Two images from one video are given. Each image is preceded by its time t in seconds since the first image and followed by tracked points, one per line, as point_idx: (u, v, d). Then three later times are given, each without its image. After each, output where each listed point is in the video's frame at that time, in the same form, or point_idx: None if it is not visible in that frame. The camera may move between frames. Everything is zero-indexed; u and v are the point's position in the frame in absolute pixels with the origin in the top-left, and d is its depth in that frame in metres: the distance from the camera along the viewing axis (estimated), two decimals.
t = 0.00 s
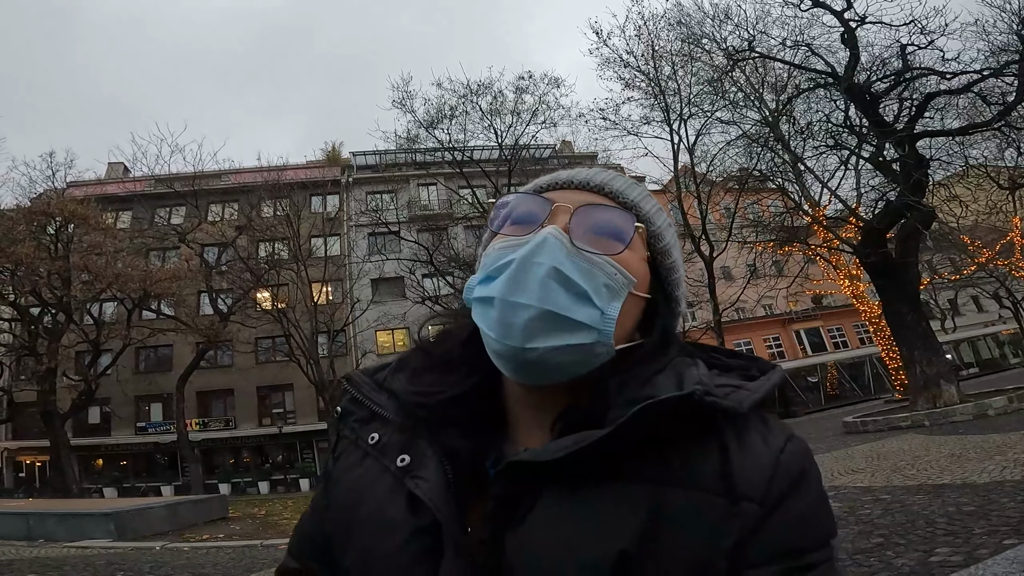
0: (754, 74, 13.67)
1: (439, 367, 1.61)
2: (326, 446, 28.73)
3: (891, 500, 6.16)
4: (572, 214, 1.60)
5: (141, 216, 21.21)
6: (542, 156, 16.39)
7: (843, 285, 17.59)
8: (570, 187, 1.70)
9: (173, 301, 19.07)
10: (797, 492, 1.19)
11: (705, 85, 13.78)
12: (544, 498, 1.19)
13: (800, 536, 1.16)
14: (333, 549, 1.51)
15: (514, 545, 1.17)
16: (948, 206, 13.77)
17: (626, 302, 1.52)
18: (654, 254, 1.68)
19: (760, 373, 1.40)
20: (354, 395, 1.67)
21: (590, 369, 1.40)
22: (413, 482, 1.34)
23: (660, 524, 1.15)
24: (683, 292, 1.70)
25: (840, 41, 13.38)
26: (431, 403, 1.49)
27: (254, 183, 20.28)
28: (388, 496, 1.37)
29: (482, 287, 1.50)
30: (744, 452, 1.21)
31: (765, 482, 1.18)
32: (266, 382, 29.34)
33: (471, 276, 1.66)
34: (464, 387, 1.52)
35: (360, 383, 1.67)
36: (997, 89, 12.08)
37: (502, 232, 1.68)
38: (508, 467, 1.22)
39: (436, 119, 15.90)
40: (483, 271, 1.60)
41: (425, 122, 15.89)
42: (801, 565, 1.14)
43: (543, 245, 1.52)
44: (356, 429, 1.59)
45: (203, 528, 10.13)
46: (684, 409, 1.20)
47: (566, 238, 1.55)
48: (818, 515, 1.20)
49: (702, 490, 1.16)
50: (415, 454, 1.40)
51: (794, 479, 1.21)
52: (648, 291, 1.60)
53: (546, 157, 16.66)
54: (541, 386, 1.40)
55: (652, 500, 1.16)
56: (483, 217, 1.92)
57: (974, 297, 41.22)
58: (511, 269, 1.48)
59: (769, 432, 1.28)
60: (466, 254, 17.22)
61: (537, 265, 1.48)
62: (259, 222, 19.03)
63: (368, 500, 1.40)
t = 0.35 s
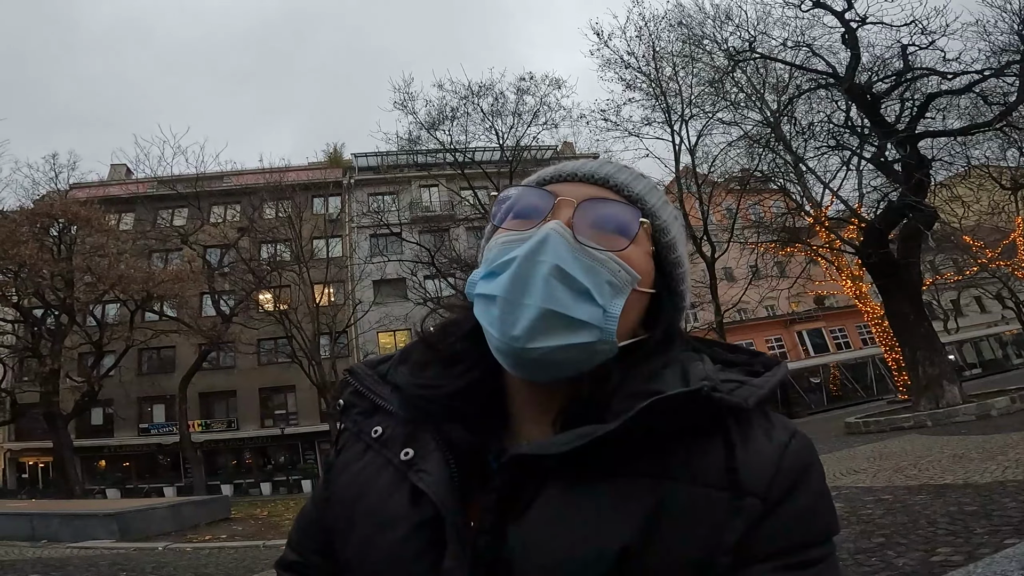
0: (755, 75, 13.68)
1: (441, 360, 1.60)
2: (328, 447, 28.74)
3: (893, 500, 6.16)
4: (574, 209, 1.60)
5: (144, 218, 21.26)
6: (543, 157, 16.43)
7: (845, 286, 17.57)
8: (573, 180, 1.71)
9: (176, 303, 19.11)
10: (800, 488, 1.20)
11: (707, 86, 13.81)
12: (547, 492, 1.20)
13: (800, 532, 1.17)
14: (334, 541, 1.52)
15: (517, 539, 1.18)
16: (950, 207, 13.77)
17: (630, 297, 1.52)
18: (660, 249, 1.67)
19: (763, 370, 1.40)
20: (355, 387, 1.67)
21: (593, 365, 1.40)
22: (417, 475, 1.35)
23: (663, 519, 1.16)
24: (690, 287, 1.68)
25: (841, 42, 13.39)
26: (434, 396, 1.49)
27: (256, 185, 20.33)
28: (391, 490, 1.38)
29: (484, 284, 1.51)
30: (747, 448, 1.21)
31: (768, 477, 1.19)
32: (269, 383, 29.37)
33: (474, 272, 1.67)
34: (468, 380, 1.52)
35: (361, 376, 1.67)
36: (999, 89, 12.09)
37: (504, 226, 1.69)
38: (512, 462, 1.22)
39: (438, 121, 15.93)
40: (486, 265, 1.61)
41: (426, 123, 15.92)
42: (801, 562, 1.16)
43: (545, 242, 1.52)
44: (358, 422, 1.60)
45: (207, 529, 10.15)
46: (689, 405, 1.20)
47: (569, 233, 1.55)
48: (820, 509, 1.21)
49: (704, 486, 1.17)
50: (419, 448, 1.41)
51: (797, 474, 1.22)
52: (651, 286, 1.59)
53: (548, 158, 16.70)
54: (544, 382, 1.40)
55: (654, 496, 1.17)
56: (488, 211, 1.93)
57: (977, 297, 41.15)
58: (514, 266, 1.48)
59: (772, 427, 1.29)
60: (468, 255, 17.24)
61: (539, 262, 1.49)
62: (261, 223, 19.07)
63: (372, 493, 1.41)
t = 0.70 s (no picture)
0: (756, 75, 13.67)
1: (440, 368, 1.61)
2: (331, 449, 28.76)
3: (898, 502, 6.15)
4: (578, 219, 1.60)
5: (146, 220, 21.32)
6: (544, 159, 16.47)
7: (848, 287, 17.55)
8: (577, 189, 1.70)
9: (179, 305, 19.15)
10: (799, 491, 1.20)
11: (708, 88, 13.83)
12: (547, 500, 1.20)
13: (800, 534, 1.17)
14: (336, 550, 1.52)
15: (517, 545, 1.17)
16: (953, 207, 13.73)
17: (631, 310, 1.51)
18: (661, 261, 1.67)
19: (760, 374, 1.41)
20: (355, 398, 1.67)
21: (593, 375, 1.40)
22: (417, 483, 1.35)
23: (663, 524, 1.16)
24: (689, 302, 1.68)
25: (843, 42, 13.37)
26: (433, 405, 1.49)
27: (258, 188, 20.38)
28: (392, 497, 1.38)
29: (486, 295, 1.50)
30: (745, 451, 1.22)
31: (766, 480, 1.19)
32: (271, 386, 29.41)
33: (476, 280, 1.66)
34: (467, 390, 1.52)
35: (361, 387, 1.67)
36: (1001, 89, 12.06)
37: (506, 235, 1.68)
38: (510, 470, 1.22)
39: (438, 123, 15.96)
40: (487, 274, 1.61)
41: (428, 125, 15.96)
42: (802, 564, 1.16)
43: (548, 254, 1.51)
44: (358, 431, 1.60)
45: (211, 531, 10.17)
46: (686, 411, 1.21)
47: (571, 244, 1.54)
48: (820, 512, 1.21)
49: (702, 490, 1.17)
50: (418, 456, 1.41)
51: (796, 476, 1.22)
52: (652, 299, 1.58)
53: (549, 159, 16.74)
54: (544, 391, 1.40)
55: (653, 502, 1.17)
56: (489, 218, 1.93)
57: (980, 298, 41.07)
58: (516, 278, 1.47)
59: (770, 431, 1.29)
60: (470, 256, 17.27)
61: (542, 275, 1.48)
62: (263, 226, 19.10)
63: (372, 501, 1.41)
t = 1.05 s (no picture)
0: (758, 76, 13.64)
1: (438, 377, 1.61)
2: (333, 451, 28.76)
3: (904, 503, 6.14)
4: (574, 225, 1.59)
5: (149, 223, 21.36)
6: (546, 160, 16.49)
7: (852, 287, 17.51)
8: (571, 194, 1.69)
9: (182, 308, 19.18)
10: (800, 495, 1.21)
11: (709, 89, 13.84)
12: (547, 508, 1.19)
13: (801, 537, 1.17)
14: (335, 561, 1.51)
15: (517, 554, 1.17)
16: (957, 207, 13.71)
17: (629, 315, 1.51)
18: (656, 267, 1.67)
19: (757, 379, 1.41)
20: (351, 408, 1.67)
21: (591, 381, 1.40)
22: (416, 492, 1.34)
23: (664, 533, 1.15)
24: (683, 308, 1.68)
25: (844, 42, 13.35)
26: (431, 414, 1.49)
27: (261, 190, 20.42)
28: (392, 506, 1.38)
29: (483, 302, 1.49)
30: (744, 456, 1.22)
31: (767, 485, 1.19)
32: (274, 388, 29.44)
33: (471, 286, 1.65)
34: (464, 398, 1.52)
35: (356, 397, 1.67)
36: (1003, 89, 12.03)
37: (502, 241, 1.67)
38: (509, 478, 1.22)
39: (440, 125, 15.97)
40: (483, 280, 1.60)
41: (429, 127, 15.97)
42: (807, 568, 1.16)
43: (545, 259, 1.51)
44: (355, 441, 1.59)
45: (215, 534, 10.17)
46: (685, 417, 1.21)
47: (567, 250, 1.54)
48: (820, 516, 1.21)
49: (702, 496, 1.17)
50: (416, 465, 1.40)
51: (795, 480, 1.22)
52: (648, 304, 1.58)
53: (551, 161, 16.74)
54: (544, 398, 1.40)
55: (653, 509, 1.16)
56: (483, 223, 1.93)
57: (984, 298, 40.98)
58: (513, 283, 1.47)
59: (769, 435, 1.29)
60: (472, 258, 17.27)
61: (538, 282, 1.47)
62: (266, 229, 19.13)
63: (371, 512, 1.41)
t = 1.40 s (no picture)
0: (759, 77, 13.66)
1: (431, 373, 1.61)
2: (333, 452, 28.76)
3: (902, 504, 6.14)
4: (566, 223, 1.61)
5: (150, 223, 21.42)
6: (547, 162, 16.54)
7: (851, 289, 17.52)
8: (565, 193, 1.71)
9: (182, 309, 19.19)
10: (782, 495, 1.19)
11: (710, 90, 13.88)
12: (532, 505, 1.20)
13: (785, 537, 1.16)
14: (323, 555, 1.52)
15: (503, 549, 1.19)
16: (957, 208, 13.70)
17: (618, 313, 1.52)
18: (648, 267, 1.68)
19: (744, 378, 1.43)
20: (339, 401, 1.65)
21: (579, 378, 1.41)
22: (403, 488, 1.34)
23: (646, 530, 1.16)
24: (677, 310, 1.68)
25: (844, 44, 13.37)
26: (420, 413, 1.49)
27: (262, 191, 20.47)
28: (380, 501, 1.39)
29: (475, 295, 1.50)
30: (727, 455, 1.21)
31: (747, 483, 1.17)
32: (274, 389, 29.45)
33: (464, 280, 1.67)
34: (455, 394, 1.53)
35: (346, 390, 1.65)
36: (1002, 91, 12.05)
37: (495, 237, 1.69)
38: (495, 475, 1.23)
39: (440, 126, 16.02)
40: (474, 275, 1.61)
41: (429, 128, 16.03)
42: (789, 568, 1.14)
43: (537, 257, 1.52)
44: (343, 436, 1.59)
45: (214, 533, 10.18)
46: (669, 416, 1.21)
47: (559, 248, 1.55)
48: (805, 514, 1.20)
49: (686, 495, 1.17)
50: (403, 461, 1.41)
51: (779, 478, 1.20)
52: (641, 303, 1.59)
53: (552, 163, 16.78)
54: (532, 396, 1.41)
55: (635, 506, 1.17)
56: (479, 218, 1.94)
57: (984, 300, 40.99)
58: (503, 279, 1.48)
59: (753, 434, 1.28)
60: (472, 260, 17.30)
61: (529, 278, 1.48)
62: (267, 230, 19.16)
63: (359, 507, 1.41)
